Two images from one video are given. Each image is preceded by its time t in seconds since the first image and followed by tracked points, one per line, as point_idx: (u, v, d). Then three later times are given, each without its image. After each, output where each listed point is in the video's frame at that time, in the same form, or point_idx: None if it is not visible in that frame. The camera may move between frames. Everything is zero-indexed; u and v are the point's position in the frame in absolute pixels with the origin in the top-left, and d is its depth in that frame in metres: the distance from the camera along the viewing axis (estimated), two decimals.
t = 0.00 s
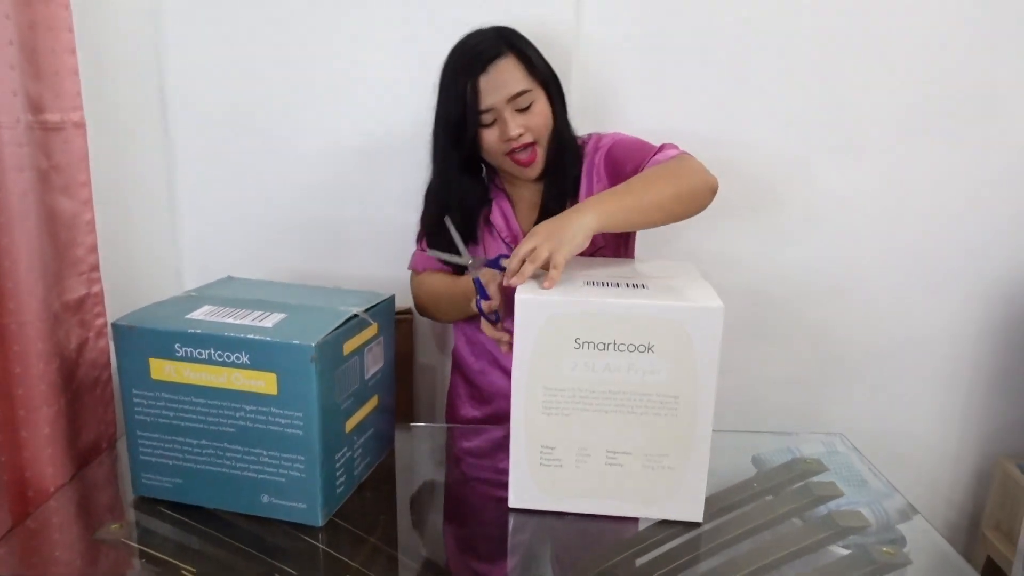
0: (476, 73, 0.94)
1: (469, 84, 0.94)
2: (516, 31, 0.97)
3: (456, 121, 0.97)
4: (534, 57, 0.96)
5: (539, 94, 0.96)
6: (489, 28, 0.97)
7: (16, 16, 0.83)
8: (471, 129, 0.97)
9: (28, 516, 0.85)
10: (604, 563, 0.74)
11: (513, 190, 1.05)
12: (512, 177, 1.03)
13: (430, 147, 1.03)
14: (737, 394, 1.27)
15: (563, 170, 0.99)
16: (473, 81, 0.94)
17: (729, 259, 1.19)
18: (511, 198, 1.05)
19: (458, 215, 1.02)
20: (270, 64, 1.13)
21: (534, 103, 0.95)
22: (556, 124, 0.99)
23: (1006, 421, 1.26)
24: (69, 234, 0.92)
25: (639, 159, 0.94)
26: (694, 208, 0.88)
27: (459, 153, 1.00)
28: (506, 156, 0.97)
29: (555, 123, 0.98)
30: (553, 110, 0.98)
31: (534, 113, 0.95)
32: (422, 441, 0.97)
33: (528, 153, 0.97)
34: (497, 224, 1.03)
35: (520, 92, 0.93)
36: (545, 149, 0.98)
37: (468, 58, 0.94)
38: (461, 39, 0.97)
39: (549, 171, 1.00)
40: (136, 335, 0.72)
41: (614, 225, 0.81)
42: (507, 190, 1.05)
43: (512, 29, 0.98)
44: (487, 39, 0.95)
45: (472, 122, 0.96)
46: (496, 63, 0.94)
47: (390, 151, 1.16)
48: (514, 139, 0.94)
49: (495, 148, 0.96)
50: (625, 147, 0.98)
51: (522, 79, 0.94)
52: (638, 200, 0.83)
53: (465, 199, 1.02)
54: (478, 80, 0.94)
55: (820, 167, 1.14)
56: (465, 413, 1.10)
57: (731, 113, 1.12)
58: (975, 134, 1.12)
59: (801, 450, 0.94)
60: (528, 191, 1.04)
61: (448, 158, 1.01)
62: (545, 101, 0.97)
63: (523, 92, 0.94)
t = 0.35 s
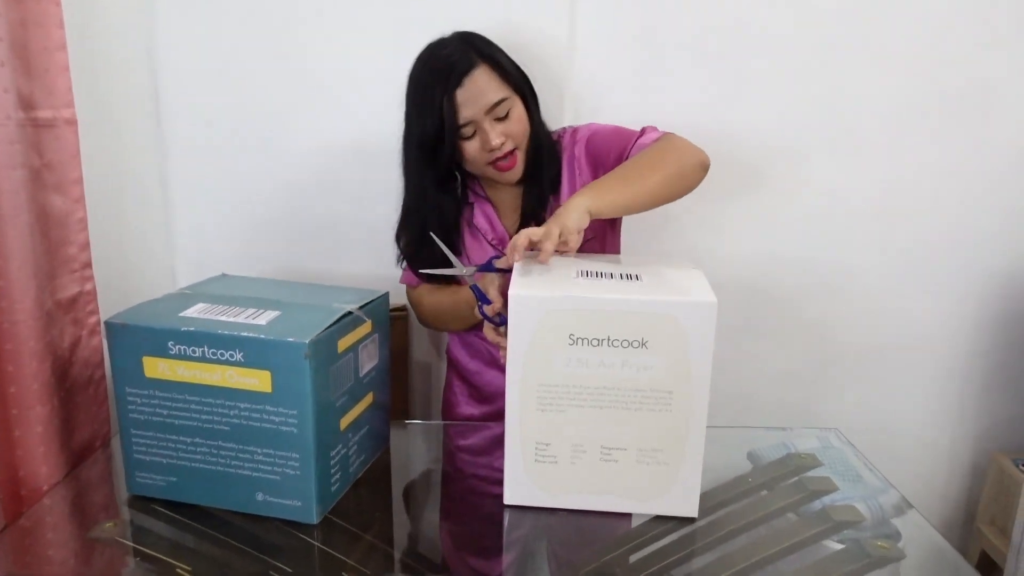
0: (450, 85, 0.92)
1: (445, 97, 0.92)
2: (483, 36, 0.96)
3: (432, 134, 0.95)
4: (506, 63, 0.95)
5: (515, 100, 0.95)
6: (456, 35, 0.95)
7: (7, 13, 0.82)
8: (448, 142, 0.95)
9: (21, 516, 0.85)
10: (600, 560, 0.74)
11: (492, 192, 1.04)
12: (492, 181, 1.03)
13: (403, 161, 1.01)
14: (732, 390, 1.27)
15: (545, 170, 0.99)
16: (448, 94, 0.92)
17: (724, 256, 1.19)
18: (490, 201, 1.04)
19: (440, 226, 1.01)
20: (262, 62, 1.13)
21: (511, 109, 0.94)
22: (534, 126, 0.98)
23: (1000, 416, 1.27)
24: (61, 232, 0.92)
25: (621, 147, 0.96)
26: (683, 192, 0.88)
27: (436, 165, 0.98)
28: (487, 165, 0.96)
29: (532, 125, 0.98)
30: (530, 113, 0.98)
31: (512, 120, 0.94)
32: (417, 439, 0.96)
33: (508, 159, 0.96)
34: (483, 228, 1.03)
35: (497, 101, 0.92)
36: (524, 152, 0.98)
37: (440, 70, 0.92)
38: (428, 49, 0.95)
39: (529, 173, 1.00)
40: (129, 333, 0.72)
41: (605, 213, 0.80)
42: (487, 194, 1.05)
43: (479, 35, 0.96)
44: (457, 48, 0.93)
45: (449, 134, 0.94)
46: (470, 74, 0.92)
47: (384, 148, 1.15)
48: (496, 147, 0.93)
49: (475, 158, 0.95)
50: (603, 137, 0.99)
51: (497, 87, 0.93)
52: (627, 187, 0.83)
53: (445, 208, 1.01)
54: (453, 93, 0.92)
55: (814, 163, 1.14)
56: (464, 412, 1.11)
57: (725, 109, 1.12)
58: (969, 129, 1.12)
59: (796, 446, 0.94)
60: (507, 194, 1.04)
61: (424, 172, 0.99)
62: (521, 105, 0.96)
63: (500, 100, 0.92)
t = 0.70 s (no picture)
0: (446, 74, 0.93)
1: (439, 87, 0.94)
2: (475, 27, 0.97)
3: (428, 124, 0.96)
4: (502, 51, 0.96)
5: (512, 88, 0.96)
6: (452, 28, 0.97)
7: None
8: (446, 131, 0.96)
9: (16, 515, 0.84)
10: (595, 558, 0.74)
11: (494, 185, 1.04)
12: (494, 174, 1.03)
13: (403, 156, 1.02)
14: (728, 387, 1.27)
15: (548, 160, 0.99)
16: (442, 83, 0.94)
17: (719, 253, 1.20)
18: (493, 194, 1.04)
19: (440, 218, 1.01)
20: (256, 60, 1.12)
21: (507, 96, 0.95)
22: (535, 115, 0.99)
23: (995, 413, 1.27)
24: (54, 232, 0.91)
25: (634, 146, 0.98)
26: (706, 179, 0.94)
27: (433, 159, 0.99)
28: (487, 153, 0.97)
29: (533, 116, 0.98)
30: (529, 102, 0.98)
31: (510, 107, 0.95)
32: (414, 437, 0.96)
33: (509, 147, 0.97)
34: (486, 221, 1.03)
35: (493, 88, 0.94)
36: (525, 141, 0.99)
37: (433, 61, 0.94)
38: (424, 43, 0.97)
39: (529, 164, 1.00)
40: (123, 332, 0.71)
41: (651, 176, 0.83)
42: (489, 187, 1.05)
43: (473, 27, 0.97)
44: (450, 39, 0.95)
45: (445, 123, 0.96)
46: (463, 62, 0.93)
47: (379, 147, 1.15)
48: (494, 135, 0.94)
49: (474, 147, 0.96)
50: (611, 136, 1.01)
51: (492, 75, 0.94)
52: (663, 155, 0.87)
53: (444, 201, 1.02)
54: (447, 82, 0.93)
55: (809, 160, 1.14)
56: (460, 411, 1.11)
57: (720, 107, 1.12)
58: (963, 125, 1.12)
59: (792, 442, 0.94)
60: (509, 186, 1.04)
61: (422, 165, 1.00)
62: (518, 93, 0.97)
63: (496, 87, 0.94)
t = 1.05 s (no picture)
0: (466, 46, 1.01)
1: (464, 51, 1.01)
2: (539, 13, 0.99)
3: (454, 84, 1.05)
4: (529, 40, 0.97)
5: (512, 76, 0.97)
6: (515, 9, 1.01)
7: None
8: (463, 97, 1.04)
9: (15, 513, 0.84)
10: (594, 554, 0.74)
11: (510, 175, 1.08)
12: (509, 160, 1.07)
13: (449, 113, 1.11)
14: (727, 385, 1.27)
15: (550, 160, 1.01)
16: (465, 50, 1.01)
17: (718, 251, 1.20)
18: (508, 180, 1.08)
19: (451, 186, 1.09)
20: (254, 58, 1.12)
21: (504, 80, 0.97)
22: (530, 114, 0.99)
23: (993, 410, 1.27)
24: (52, 230, 0.91)
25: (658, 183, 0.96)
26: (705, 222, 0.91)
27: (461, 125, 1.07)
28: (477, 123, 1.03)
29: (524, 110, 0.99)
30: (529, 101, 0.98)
31: (500, 90, 0.97)
32: (413, 435, 0.96)
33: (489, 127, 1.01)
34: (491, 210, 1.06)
35: (489, 67, 0.97)
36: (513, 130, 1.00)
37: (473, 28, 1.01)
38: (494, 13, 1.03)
39: (522, 157, 1.01)
40: (122, 330, 0.71)
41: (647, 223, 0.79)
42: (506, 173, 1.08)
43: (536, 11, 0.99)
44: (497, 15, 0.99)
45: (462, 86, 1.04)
46: (484, 36, 0.98)
47: (377, 144, 1.15)
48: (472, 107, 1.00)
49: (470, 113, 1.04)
50: (643, 162, 0.99)
51: (497, 53, 0.97)
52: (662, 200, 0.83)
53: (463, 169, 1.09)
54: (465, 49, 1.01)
55: (808, 158, 1.14)
56: (454, 401, 1.11)
57: (718, 105, 1.12)
58: (962, 122, 1.12)
59: (791, 439, 0.94)
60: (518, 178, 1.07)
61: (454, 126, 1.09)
62: (518, 82, 0.98)
63: (491, 67, 0.97)
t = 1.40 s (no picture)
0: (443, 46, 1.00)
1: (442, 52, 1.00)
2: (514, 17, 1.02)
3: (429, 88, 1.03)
4: (513, 39, 1.00)
5: (500, 74, 0.99)
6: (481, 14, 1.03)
7: (4, 9, 0.82)
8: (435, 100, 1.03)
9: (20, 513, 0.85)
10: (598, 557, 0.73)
11: (486, 181, 1.09)
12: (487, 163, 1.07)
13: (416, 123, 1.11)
14: (731, 388, 1.27)
15: (538, 157, 1.01)
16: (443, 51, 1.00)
17: (722, 254, 1.20)
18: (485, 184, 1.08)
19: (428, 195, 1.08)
20: (259, 59, 1.12)
21: (491, 78, 0.98)
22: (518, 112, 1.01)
23: (998, 415, 1.27)
24: (58, 230, 0.92)
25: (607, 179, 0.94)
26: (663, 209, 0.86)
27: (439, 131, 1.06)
28: (454, 126, 1.01)
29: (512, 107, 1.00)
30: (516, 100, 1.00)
31: (487, 88, 0.98)
32: (416, 437, 0.96)
33: (475, 128, 1.00)
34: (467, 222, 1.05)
35: (476, 64, 0.97)
36: (498, 129, 1.01)
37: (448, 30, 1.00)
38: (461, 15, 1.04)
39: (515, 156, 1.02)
40: (128, 330, 0.71)
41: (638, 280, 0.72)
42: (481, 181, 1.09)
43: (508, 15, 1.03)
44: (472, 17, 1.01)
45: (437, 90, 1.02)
46: (464, 35, 0.99)
47: (382, 146, 1.15)
48: (460, 107, 0.98)
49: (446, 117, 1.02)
50: (600, 155, 0.97)
51: (483, 51, 0.98)
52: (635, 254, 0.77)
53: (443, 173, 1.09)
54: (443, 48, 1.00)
55: (813, 162, 1.14)
56: (444, 406, 1.11)
57: (723, 108, 1.12)
58: (969, 126, 1.12)
59: (795, 444, 0.94)
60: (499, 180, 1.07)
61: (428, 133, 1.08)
62: (506, 81, 0.99)
63: (479, 65, 0.98)
